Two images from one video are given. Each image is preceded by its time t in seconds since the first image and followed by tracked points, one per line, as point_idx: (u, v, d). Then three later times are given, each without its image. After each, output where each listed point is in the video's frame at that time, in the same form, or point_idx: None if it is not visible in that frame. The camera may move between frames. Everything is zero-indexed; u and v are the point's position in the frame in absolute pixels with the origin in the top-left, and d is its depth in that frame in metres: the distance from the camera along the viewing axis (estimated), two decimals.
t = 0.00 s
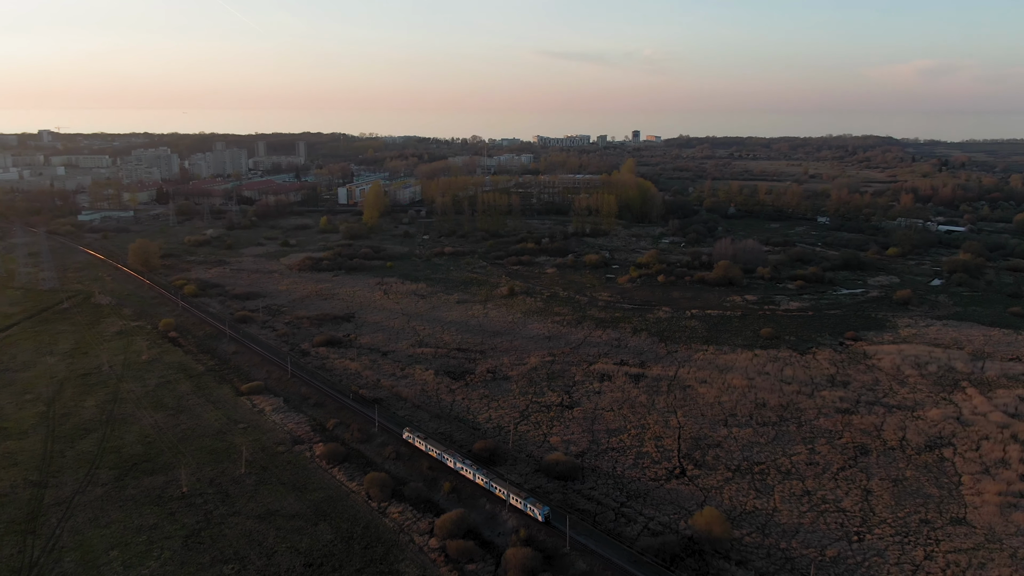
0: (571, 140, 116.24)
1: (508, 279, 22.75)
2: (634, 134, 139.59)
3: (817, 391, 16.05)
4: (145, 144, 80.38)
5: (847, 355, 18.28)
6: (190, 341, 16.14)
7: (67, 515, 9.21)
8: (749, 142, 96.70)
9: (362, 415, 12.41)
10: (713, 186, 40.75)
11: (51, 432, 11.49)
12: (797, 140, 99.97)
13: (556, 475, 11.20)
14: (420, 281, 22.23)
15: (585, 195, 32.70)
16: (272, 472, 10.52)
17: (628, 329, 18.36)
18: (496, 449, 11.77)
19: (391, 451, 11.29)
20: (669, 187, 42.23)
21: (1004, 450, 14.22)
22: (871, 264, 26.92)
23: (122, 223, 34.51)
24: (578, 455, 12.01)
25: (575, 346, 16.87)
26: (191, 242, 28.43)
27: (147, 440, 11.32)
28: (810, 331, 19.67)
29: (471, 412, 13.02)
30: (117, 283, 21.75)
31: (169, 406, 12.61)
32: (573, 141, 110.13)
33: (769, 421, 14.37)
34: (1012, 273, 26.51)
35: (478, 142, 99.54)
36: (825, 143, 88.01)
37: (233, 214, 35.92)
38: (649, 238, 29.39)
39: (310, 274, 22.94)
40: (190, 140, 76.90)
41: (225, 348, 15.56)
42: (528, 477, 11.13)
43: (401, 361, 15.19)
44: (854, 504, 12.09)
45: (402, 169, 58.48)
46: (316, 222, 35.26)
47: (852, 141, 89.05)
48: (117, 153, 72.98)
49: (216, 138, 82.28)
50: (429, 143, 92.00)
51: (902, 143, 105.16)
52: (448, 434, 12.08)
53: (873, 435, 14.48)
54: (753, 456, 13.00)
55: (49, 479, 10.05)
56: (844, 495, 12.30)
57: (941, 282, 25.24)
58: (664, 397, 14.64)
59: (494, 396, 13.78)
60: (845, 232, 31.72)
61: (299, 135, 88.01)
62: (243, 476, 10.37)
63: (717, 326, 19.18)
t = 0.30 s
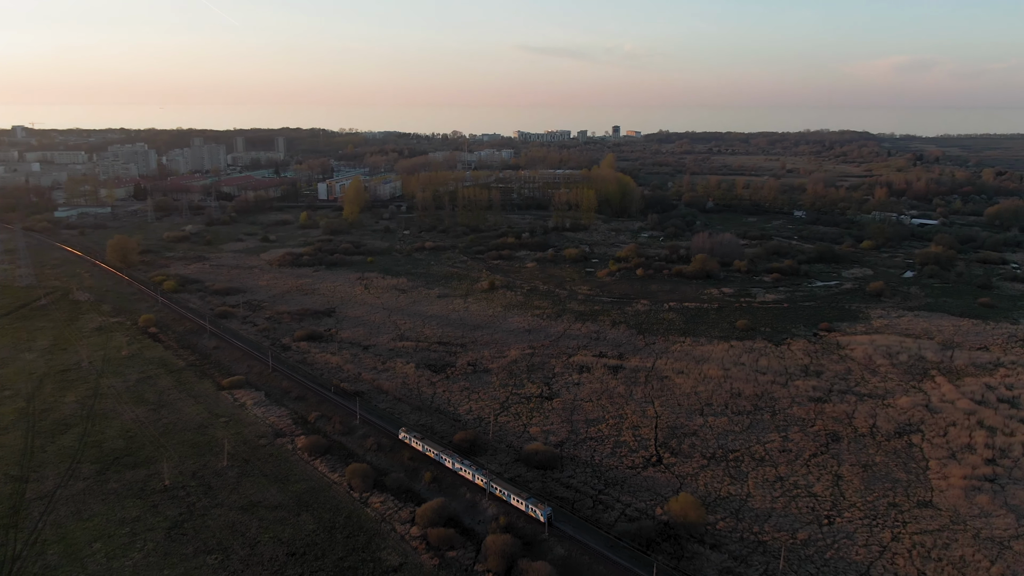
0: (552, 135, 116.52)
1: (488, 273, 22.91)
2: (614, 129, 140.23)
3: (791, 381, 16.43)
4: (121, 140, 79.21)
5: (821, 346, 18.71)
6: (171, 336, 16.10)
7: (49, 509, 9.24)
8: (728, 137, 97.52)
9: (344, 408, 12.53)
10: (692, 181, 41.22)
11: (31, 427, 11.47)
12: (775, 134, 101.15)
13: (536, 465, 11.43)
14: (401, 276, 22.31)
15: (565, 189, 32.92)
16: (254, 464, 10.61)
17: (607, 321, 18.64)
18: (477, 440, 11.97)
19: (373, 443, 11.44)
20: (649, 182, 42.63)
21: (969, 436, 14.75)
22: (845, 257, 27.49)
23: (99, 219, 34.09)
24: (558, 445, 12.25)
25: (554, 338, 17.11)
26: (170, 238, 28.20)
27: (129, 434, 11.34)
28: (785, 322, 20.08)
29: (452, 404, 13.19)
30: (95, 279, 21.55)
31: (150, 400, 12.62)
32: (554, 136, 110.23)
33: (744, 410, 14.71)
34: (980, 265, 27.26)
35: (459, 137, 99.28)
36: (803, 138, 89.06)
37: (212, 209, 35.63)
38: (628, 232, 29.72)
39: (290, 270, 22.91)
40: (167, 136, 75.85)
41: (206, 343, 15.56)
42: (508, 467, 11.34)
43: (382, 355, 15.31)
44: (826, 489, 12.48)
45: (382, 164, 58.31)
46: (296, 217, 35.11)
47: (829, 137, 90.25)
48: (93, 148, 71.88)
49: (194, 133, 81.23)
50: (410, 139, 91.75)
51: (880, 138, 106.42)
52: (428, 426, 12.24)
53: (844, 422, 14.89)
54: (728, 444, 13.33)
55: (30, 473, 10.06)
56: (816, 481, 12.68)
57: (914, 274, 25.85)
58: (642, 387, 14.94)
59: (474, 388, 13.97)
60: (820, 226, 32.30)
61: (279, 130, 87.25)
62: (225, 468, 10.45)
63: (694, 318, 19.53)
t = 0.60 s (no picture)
0: (534, 130, 116.50)
1: (469, 268, 23.07)
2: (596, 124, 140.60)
3: (766, 370, 16.79)
4: (98, 136, 77.96)
5: (796, 337, 19.12)
6: (152, 332, 16.07)
7: (32, 503, 9.29)
8: (708, 133, 98.24)
9: (326, 401, 12.65)
10: (672, 176, 41.64)
11: (12, 422, 11.45)
12: (754, 130, 102.17)
13: (516, 454, 11.67)
14: (382, 271, 22.39)
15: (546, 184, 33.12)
16: (236, 457, 10.71)
17: (587, 315, 18.90)
18: (458, 430, 12.16)
19: (355, 435, 11.59)
20: (629, 177, 42.97)
21: (938, 422, 15.29)
22: (821, 250, 28.02)
23: (76, 216, 33.67)
24: (538, 435, 12.49)
25: (535, 332, 17.33)
26: (149, 235, 27.96)
27: (111, 429, 11.37)
28: (762, 314, 20.47)
29: (434, 396, 13.36)
30: (73, 275, 21.36)
31: (132, 396, 12.64)
32: (537, 131, 110.30)
33: (721, 399, 15.05)
34: (952, 257, 27.94)
35: (440, 133, 98.95)
36: (782, 133, 90.02)
37: (192, 206, 35.34)
38: (608, 227, 30.01)
39: (271, 265, 22.87)
40: (144, 132, 74.77)
41: (187, 338, 15.56)
42: (489, 457, 11.56)
43: (364, 349, 15.42)
44: (799, 474, 12.85)
45: (364, 160, 58.08)
46: (276, 213, 34.96)
47: (808, 132, 91.27)
48: (69, 145, 70.70)
49: (172, 129, 80.16)
50: (391, 135, 91.34)
51: (857, 133, 107.92)
52: (410, 418, 12.41)
53: (818, 411, 15.28)
54: (704, 433, 13.66)
55: (11, 468, 10.08)
56: (789, 467, 13.04)
57: (888, 266, 26.43)
58: (621, 378, 15.23)
59: (456, 381, 14.16)
60: (797, 220, 32.84)
61: (258, 126, 86.38)
62: (208, 461, 10.54)
63: (673, 311, 19.87)
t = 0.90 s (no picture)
0: (517, 125, 116.46)
1: (452, 263, 23.20)
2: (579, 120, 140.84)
3: (743, 361, 17.11)
4: (74, 132, 76.72)
5: (773, 328, 19.49)
6: (133, 328, 16.05)
7: (15, 497, 9.36)
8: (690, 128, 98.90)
9: (308, 395, 12.77)
10: (653, 171, 42.01)
11: None
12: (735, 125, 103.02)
13: (498, 445, 11.91)
14: (365, 266, 22.45)
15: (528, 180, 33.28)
16: (220, 450, 10.83)
17: (568, 308, 19.14)
18: (440, 422, 12.36)
19: (338, 427, 11.75)
20: (611, 172, 43.27)
21: (909, 410, 15.80)
22: (798, 243, 28.51)
23: (54, 212, 33.26)
24: (519, 426, 12.73)
25: (517, 325, 17.54)
26: (129, 231, 27.74)
27: (93, 424, 11.42)
28: (740, 306, 20.83)
29: (416, 389, 13.53)
30: (53, 272, 21.19)
31: (114, 391, 12.68)
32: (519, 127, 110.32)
33: (698, 390, 15.37)
34: (926, 249, 28.58)
35: (423, 128, 98.56)
36: (762, 128, 90.90)
37: (172, 202, 35.06)
38: (590, 221, 30.28)
39: (253, 261, 22.83)
40: (123, 128, 73.75)
41: (169, 334, 15.57)
42: (471, 448, 11.78)
43: (347, 343, 15.54)
44: (773, 461, 13.21)
45: (346, 156, 57.81)
46: (258, 209, 34.78)
47: (788, 127, 92.26)
48: (45, 141, 69.54)
49: (150, 125, 79.13)
50: (373, 130, 90.83)
51: (836, 128, 109.29)
52: (393, 410, 12.58)
53: (793, 399, 15.63)
54: (682, 422, 13.97)
55: None
56: (764, 454, 13.39)
57: (863, 259, 26.97)
58: (601, 370, 15.52)
59: (438, 374, 14.33)
60: (776, 214, 33.34)
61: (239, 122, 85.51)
62: (191, 454, 10.65)
63: (652, 304, 20.18)
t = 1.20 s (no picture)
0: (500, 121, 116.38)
1: (434, 258, 23.33)
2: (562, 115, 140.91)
3: (720, 353, 17.44)
4: (51, 128, 75.44)
5: (750, 320, 19.86)
6: (114, 324, 16.01)
7: None
8: (671, 124, 99.56)
9: (291, 389, 12.88)
10: (634, 166, 42.36)
11: None
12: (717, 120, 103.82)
13: (479, 436, 12.14)
14: (347, 262, 22.50)
15: (510, 175, 33.42)
16: (203, 444, 10.95)
17: (549, 302, 19.38)
18: (422, 414, 12.55)
19: (321, 420, 11.91)
20: (593, 168, 43.53)
21: (881, 398, 16.24)
22: (776, 237, 28.97)
23: (31, 209, 32.84)
24: (499, 417, 12.96)
25: (498, 319, 17.74)
26: (109, 228, 27.49)
27: (75, 419, 11.48)
28: (718, 299, 21.19)
29: (398, 382, 13.70)
30: (31, 269, 21.00)
31: (96, 386, 12.70)
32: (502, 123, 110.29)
33: (676, 380, 15.69)
34: (901, 242, 29.19)
35: (405, 124, 98.19)
36: (743, 124, 91.80)
37: (152, 199, 34.74)
38: (571, 216, 30.53)
39: (234, 258, 22.79)
40: (101, 124, 72.66)
41: (151, 330, 15.56)
42: (452, 439, 12.00)
43: (329, 338, 15.65)
44: (749, 449, 13.54)
45: (328, 152, 57.51)
46: (239, 205, 34.58)
47: (768, 122, 93.26)
48: (21, 138, 68.35)
49: (129, 122, 78.12)
50: (356, 127, 90.33)
51: (815, 123, 110.51)
52: (375, 403, 12.75)
53: (769, 389, 15.98)
54: (660, 412, 14.28)
55: None
56: (740, 442, 13.73)
57: (839, 252, 27.49)
58: (581, 362, 15.79)
59: (420, 367, 14.51)
60: (755, 208, 33.82)
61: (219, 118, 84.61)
62: (174, 448, 10.76)
63: (632, 297, 20.48)
